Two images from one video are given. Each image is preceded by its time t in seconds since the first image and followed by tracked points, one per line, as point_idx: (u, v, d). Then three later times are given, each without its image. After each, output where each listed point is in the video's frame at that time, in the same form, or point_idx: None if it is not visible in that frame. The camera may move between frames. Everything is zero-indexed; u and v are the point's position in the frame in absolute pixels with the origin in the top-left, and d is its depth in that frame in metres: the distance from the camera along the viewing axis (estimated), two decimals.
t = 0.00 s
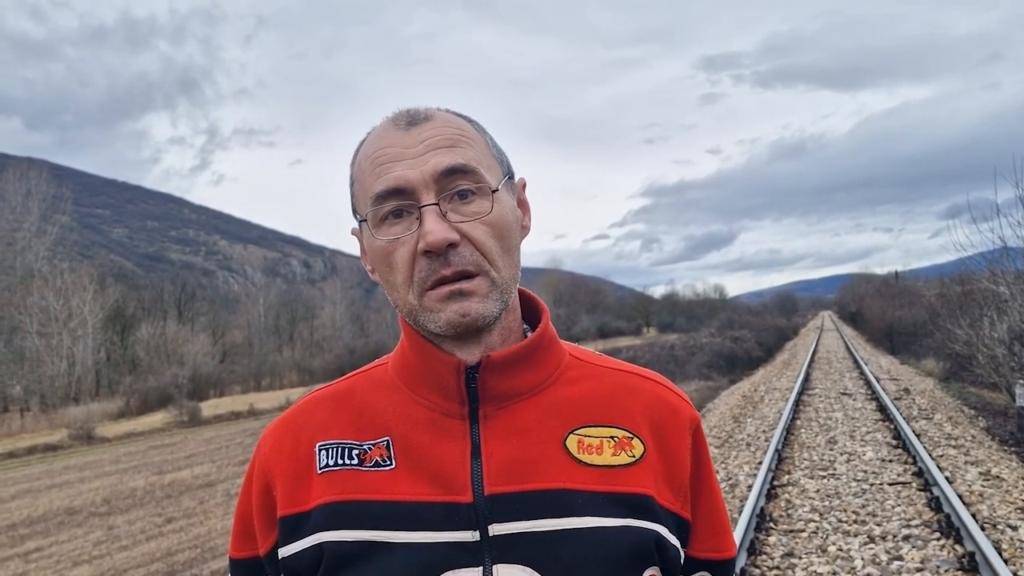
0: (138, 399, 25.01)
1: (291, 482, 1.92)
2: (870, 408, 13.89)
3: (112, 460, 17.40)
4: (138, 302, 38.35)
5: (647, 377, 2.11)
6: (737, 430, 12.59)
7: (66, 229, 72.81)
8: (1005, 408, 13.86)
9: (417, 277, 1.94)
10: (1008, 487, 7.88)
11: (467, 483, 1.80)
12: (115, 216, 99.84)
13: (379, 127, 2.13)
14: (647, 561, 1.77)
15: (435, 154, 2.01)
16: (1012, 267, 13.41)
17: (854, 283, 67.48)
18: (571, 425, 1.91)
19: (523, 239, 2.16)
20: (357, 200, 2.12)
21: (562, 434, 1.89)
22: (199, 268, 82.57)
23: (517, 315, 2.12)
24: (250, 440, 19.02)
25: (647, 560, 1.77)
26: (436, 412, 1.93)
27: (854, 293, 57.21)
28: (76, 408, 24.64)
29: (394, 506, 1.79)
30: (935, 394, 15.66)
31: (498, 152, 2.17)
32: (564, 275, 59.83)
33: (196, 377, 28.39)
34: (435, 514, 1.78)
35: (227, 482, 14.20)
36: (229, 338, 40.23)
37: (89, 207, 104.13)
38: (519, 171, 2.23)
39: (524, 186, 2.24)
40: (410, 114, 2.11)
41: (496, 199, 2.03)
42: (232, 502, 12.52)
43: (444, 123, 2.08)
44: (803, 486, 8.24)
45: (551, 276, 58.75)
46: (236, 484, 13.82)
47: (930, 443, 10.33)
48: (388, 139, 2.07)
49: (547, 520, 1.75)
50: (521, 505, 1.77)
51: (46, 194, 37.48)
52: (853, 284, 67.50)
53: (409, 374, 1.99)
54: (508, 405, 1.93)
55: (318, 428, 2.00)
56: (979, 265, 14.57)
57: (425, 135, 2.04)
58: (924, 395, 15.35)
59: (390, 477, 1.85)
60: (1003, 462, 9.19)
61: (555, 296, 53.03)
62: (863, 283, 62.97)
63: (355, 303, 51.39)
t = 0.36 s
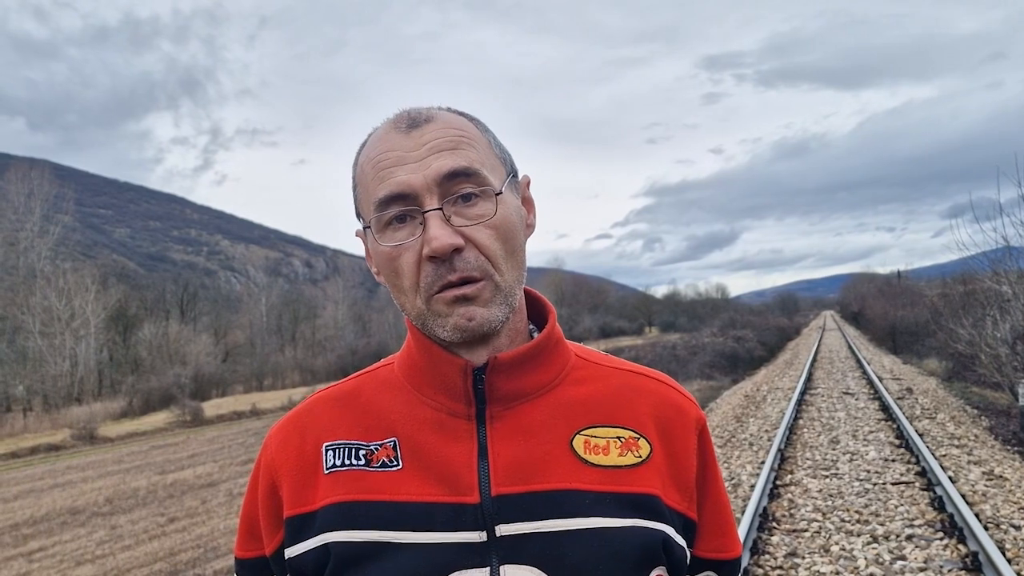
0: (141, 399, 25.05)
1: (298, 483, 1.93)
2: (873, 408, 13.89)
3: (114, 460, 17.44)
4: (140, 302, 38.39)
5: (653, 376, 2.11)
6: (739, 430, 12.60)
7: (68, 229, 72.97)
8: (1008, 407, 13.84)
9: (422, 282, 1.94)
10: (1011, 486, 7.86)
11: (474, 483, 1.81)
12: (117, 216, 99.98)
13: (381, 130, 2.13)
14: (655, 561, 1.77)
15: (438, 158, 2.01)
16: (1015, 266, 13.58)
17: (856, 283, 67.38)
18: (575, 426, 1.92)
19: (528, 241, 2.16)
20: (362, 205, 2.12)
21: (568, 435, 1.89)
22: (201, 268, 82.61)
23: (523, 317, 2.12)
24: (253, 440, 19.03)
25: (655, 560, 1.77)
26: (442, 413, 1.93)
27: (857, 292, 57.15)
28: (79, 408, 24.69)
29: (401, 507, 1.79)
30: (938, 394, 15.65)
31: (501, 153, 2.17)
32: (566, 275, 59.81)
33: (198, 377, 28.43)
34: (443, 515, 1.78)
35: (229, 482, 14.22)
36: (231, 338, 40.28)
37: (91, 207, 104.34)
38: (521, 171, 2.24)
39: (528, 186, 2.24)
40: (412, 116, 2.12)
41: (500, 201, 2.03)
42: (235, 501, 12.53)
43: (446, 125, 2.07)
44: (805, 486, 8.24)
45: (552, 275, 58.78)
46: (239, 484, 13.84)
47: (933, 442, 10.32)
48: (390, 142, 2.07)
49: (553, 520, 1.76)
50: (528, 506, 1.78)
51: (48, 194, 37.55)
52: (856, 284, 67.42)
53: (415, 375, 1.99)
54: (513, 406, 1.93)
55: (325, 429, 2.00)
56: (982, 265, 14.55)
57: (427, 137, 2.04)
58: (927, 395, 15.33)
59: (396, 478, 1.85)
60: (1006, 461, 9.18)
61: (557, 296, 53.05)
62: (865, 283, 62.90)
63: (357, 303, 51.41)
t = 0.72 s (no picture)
0: (143, 399, 25.06)
1: (296, 482, 1.92)
2: (875, 408, 13.88)
3: (117, 460, 17.46)
4: (142, 302, 38.43)
5: (654, 376, 2.10)
6: (741, 430, 12.59)
7: (71, 229, 73.11)
8: (1011, 407, 13.82)
9: (419, 274, 1.94)
10: (1014, 487, 7.84)
11: (472, 482, 1.80)
12: (119, 216, 100.13)
13: (384, 125, 2.13)
14: (654, 560, 1.76)
15: (440, 153, 2.01)
16: (1017, 266, 13.53)
17: (859, 283, 67.32)
18: (575, 425, 1.91)
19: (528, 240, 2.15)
20: (363, 198, 2.12)
21: (567, 434, 1.88)
22: (203, 268, 82.66)
23: (521, 315, 2.12)
24: (255, 440, 19.04)
25: (654, 561, 1.76)
26: (440, 413, 1.92)
27: (859, 291, 57.10)
28: (81, 408, 24.71)
29: (400, 507, 1.78)
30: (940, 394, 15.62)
31: (503, 151, 2.16)
32: (568, 274, 59.80)
33: (200, 377, 28.45)
34: (441, 515, 1.77)
35: (231, 482, 14.23)
36: (233, 338, 40.33)
37: (93, 207, 104.52)
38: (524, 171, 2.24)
39: (530, 185, 2.23)
40: (416, 112, 2.12)
41: (500, 197, 2.02)
42: (237, 501, 12.53)
43: (448, 122, 2.07)
44: (807, 486, 8.23)
45: (554, 275, 58.78)
46: (241, 484, 13.83)
47: (935, 443, 10.31)
48: (392, 137, 2.07)
49: (552, 519, 1.75)
50: (526, 505, 1.77)
51: (51, 194, 37.58)
52: (858, 284, 67.37)
53: (414, 374, 1.98)
54: (512, 405, 1.93)
55: (324, 429, 1.99)
56: (984, 264, 14.55)
57: (430, 132, 2.04)
58: (928, 395, 15.33)
59: (394, 478, 1.84)
60: (1008, 462, 9.17)
61: (559, 296, 53.05)
62: (867, 283, 62.83)
63: (359, 302, 51.45)
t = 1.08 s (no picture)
0: (144, 398, 25.07)
1: (298, 480, 1.93)
2: (876, 407, 13.89)
3: (118, 459, 17.47)
4: (143, 301, 38.45)
5: (656, 373, 2.10)
6: (742, 429, 12.61)
7: (73, 229, 73.20)
8: (1012, 407, 13.83)
9: (402, 286, 1.93)
10: (1016, 487, 7.83)
11: (474, 480, 1.80)
12: (121, 216, 100.25)
13: (371, 128, 2.07)
14: (656, 557, 1.77)
15: (420, 163, 1.95)
16: (1019, 266, 13.51)
17: (860, 282, 67.37)
18: (576, 423, 1.91)
19: (522, 241, 2.11)
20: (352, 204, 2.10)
21: (568, 432, 1.88)
22: (204, 267, 82.70)
23: (519, 314, 2.11)
24: (256, 439, 19.05)
25: (657, 557, 1.76)
26: (441, 411, 1.93)
27: (861, 290, 57.13)
28: (82, 407, 24.71)
29: (402, 504, 1.79)
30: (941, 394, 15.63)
31: (495, 150, 2.07)
32: (569, 274, 59.77)
33: (201, 376, 28.48)
34: (443, 514, 1.77)
35: (232, 481, 14.24)
36: (234, 337, 40.36)
37: (95, 206, 104.65)
38: (518, 165, 2.15)
39: (529, 181, 2.17)
40: (402, 114, 2.04)
41: (485, 207, 1.96)
42: (238, 501, 12.55)
43: (433, 126, 1.98)
44: (809, 485, 8.24)
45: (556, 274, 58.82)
46: (242, 483, 13.84)
47: (937, 442, 10.32)
48: (377, 143, 2.02)
49: (553, 517, 1.75)
50: (528, 502, 1.77)
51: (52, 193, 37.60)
52: (859, 284, 67.42)
53: (415, 372, 1.98)
54: (512, 403, 1.93)
55: (325, 426, 2.00)
56: (986, 264, 14.55)
57: (412, 140, 1.97)
58: (929, 394, 15.33)
59: (396, 476, 1.84)
60: (1009, 461, 9.18)
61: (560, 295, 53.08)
62: (869, 282, 62.87)
63: (361, 302, 51.52)
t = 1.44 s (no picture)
0: (146, 397, 25.09)
1: (298, 477, 1.94)
2: (878, 407, 13.90)
3: (119, 458, 17.48)
4: (145, 300, 38.47)
5: (658, 376, 2.11)
6: (743, 428, 12.63)
7: (75, 228, 73.27)
8: (1014, 407, 13.84)
9: (402, 292, 1.93)
10: (1016, 487, 7.85)
11: (475, 483, 1.81)
12: (122, 215, 100.35)
13: (371, 131, 2.05)
14: (656, 562, 1.78)
15: (419, 168, 1.93)
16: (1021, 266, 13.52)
17: (861, 282, 67.40)
18: (578, 426, 1.91)
19: (524, 243, 2.10)
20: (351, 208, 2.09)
21: (570, 435, 1.89)
22: (206, 266, 82.77)
23: (520, 316, 2.13)
24: (257, 438, 19.06)
25: (656, 561, 1.77)
26: (442, 413, 1.93)
27: (862, 290, 57.10)
28: (84, 406, 24.71)
29: (402, 506, 1.80)
30: (942, 393, 15.64)
31: (497, 153, 2.06)
32: (570, 273, 59.75)
33: (202, 375, 28.49)
34: (443, 515, 1.78)
35: (233, 480, 14.25)
36: (236, 337, 40.42)
37: (96, 204, 104.72)
38: (519, 166, 2.13)
39: (530, 183, 2.18)
40: (401, 117, 2.03)
41: (486, 212, 1.95)
42: (239, 500, 12.57)
43: (431, 131, 1.97)
44: (810, 484, 8.26)
45: (557, 273, 58.84)
46: (243, 483, 13.85)
47: (939, 442, 10.34)
48: (376, 146, 2.00)
49: (552, 520, 1.76)
50: (527, 506, 1.78)
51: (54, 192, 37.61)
52: (860, 283, 67.45)
53: (415, 373, 1.99)
54: (513, 405, 1.93)
55: (325, 425, 2.01)
56: (988, 263, 14.55)
57: (411, 144, 1.95)
58: (930, 393, 15.35)
59: (396, 476, 1.85)
60: (1010, 461, 9.19)
61: (561, 294, 53.10)
62: (870, 282, 62.86)
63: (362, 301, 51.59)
